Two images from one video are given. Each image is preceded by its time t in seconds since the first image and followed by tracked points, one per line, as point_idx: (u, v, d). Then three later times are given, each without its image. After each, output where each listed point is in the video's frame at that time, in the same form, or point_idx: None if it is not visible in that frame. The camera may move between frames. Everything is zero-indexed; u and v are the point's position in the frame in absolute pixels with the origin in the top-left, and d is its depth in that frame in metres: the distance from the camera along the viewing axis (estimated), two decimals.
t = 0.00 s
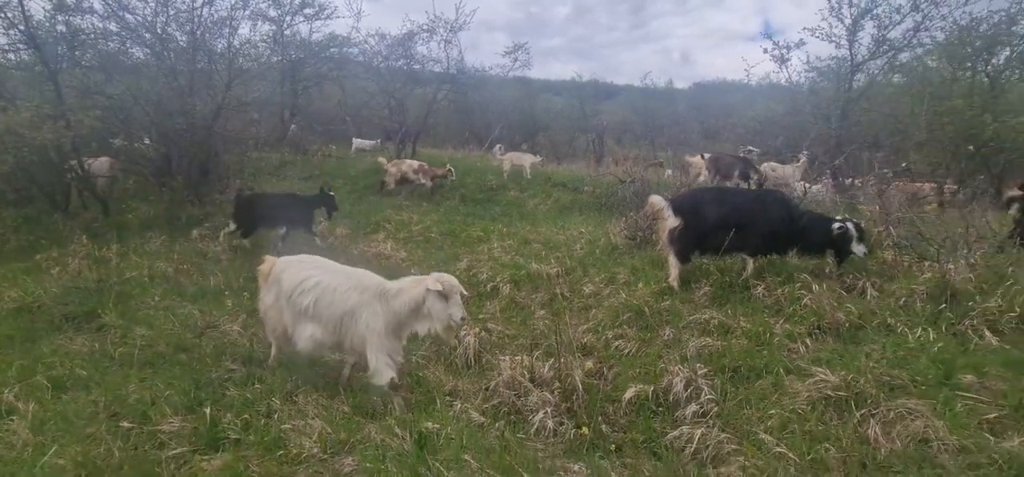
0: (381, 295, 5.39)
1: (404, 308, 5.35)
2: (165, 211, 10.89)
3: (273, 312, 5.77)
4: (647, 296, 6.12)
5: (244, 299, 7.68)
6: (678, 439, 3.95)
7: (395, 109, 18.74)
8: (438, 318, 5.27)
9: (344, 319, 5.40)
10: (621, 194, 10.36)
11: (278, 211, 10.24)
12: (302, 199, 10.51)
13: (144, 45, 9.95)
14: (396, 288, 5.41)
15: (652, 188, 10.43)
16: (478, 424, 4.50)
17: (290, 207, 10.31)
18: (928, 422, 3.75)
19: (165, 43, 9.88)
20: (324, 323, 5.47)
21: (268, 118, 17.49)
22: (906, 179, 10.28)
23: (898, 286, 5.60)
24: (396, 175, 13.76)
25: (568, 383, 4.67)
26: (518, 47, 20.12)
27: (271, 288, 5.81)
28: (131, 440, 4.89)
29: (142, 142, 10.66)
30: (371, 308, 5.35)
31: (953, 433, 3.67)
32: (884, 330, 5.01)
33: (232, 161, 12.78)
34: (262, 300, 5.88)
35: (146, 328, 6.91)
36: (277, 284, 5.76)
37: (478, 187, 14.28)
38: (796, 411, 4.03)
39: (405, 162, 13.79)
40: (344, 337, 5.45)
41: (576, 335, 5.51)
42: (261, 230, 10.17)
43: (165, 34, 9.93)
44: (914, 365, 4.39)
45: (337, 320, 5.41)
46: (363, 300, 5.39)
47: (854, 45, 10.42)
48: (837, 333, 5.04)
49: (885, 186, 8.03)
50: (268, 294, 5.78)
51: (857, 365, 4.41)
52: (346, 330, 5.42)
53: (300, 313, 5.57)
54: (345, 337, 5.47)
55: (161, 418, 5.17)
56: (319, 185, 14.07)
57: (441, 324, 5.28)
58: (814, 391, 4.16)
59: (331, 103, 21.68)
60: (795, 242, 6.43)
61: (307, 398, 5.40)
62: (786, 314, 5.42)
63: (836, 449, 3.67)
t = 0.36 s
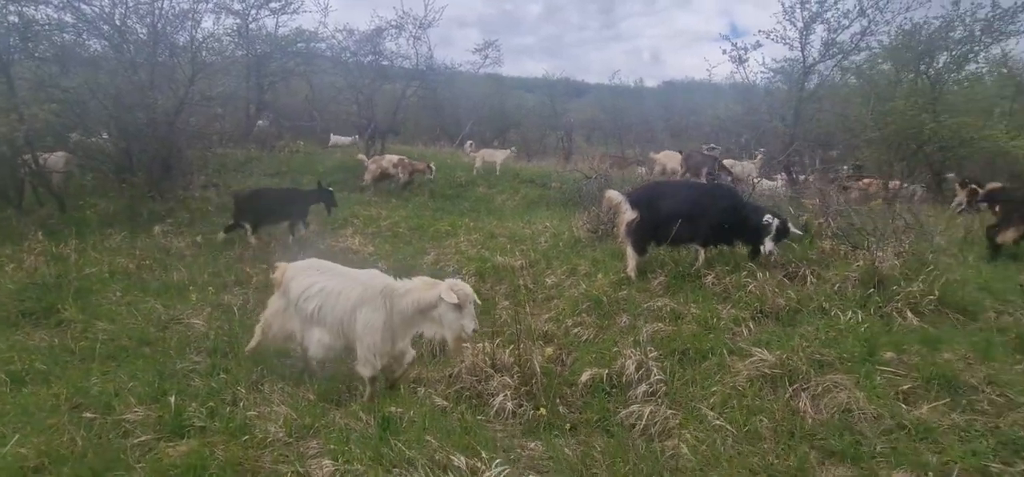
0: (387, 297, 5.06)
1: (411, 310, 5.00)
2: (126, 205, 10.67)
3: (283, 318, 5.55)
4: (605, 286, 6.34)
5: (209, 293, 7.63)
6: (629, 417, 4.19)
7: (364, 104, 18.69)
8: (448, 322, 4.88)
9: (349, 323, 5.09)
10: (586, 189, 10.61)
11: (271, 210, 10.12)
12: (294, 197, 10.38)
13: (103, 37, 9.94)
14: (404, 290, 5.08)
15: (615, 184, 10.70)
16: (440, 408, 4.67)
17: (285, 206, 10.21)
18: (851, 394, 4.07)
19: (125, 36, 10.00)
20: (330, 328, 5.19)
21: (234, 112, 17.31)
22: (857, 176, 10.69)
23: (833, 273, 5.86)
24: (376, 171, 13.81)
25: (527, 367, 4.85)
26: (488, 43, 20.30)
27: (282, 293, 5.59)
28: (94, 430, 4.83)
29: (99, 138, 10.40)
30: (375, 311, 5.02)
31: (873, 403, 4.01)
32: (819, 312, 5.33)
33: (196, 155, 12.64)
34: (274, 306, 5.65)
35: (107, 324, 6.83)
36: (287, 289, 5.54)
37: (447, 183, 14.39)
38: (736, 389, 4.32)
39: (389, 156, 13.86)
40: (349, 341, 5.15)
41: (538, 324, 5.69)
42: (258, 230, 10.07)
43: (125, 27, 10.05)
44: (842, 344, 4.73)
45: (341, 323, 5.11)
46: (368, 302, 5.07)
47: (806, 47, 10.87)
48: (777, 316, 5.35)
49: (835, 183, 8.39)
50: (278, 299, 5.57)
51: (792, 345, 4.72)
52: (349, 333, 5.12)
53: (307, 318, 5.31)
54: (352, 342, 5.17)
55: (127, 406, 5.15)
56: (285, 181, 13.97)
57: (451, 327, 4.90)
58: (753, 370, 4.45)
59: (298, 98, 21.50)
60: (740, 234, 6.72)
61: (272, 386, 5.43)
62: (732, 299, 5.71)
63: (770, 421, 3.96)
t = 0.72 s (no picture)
0: (383, 301, 4.74)
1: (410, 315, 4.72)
2: (57, 200, 9.92)
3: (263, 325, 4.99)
4: (553, 280, 6.55)
5: (150, 293, 7.40)
6: (571, 403, 4.50)
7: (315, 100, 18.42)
8: (443, 323, 4.70)
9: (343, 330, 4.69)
10: (538, 187, 10.83)
11: (247, 205, 10.28)
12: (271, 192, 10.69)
13: (28, 22, 9.70)
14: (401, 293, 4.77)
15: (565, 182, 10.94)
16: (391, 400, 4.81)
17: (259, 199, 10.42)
18: (771, 375, 4.47)
19: (53, 22, 9.70)
20: (322, 334, 4.75)
21: (177, 105, 16.78)
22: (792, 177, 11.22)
23: (760, 265, 6.22)
24: (336, 166, 13.85)
25: (475, 358, 5.01)
26: (441, 40, 20.38)
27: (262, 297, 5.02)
28: (27, 432, 4.60)
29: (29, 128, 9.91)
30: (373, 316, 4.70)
31: (789, 382, 4.41)
32: (748, 302, 5.69)
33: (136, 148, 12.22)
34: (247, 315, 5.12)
35: (38, 324, 6.50)
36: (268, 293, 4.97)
37: (401, 180, 14.40)
38: (670, 374, 4.65)
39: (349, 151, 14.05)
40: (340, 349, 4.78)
41: (488, 317, 5.86)
42: (235, 227, 10.18)
43: (55, 13, 9.74)
44: (764, 330, 5.10)
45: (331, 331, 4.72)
46: (364, 306, 4.72)
47: (745, 53, 11.34)
48: (709, 306, 5.69)
49: (773, 183, 8.82)
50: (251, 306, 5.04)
51: (722, 332, 5.07)
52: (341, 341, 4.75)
53: (294, 324, 4.83)
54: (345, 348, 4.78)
55: (63, 407, 4.96)
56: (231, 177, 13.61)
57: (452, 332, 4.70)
58: (685, 356, 4.79)
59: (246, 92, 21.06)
60: (677, 229, 7.13)
61: (217, 385, 5.34)
62: (671, 291, 6.02)
63: (698, 401, 4.33)
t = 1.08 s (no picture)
0: (378, 309, 4.51)
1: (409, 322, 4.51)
2: None
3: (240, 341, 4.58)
4: (492, 277, 6.69)
5: (60, 297, 6.63)
6: (507, 397, 4.64)
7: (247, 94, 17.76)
8: (445, 329, 4.54)
9: (335, 341, 4.41)
10: (478, 186, 10.93)
11: (208, 201, 9.95)
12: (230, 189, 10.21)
13: None
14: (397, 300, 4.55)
15: (505, 182, 11.04)
16: (324, 400, 4.78)
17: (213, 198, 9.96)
18: (694, 365, 4.75)
19: None
20: (313, 344, 4.42)
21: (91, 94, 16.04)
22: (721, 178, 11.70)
23: (686, 261, 6.56)
24: (279, 162, 13.85)
25: (412, 358, 5.10)
26: (382, 36, 20.28)
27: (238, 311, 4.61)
28: None
29: None
30: (367, 325, 4.44)
31: (707, 370, 4.72)
32: (673, 296, 5.97)
33: (44, 141, 11.45)
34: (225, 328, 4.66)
35: None
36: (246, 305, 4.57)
37: (340, 178, 14.20)
38: (600, 366, 4.89)
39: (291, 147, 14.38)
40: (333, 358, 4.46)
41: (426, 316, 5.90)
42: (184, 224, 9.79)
43: None
44: (687, 322, 5.38)
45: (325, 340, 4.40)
46: (357, 315, 4.46)
47: (677, 58, 11.77)
48: (639, 300, 5.96)
49: (701, 184, 9.21)
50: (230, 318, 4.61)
51: (648, 324, 5.34)
52: (335, 349, 4.43)
53: (278, 339, 4.46)
54: (334, 361, 4.47)
55: None
56: (153, 174, 12.91)
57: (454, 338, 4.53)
58: (614, 348, 5.04)
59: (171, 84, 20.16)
60: (611, 229, 7.38)
61: (139, 391, 4.88)
62: (605, 286, 6.25)
63: (625, 390, 4.62)
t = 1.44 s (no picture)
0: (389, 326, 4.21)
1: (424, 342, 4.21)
2: None
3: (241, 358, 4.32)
4: (443, 277, 6.72)
5: None
6: (457, 396, 4.68)
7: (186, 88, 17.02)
8: (464, 354, 4.23)
9: (341, 361, 4.12)
10: (430, 185, 10.92)
11: (174, 197, 9.66)
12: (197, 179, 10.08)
13: None
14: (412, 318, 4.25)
15: (457, 181, 11.02)
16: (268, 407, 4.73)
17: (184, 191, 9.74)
18: (638, 359, 4.90)
19: None
20: (319, 366, 4.14)
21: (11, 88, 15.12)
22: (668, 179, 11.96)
23: (633, 259, 6.76)
24: (228, 160, 13.55)
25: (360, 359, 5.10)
26: (332, 31, 19.98)
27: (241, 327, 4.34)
28: None
29: None
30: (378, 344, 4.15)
31: (651, 363, 4.88)
32: (620, 294, 6.15)
33: None
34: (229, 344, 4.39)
35: None
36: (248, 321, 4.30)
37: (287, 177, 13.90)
38: (549, 363, 4.99)
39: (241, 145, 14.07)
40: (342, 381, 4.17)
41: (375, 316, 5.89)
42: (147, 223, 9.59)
43: None
44: (632, 318, 5.53)
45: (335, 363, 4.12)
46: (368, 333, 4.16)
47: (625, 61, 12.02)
48: (587, 298, 6.12)
49: (648, 184, 9.41)
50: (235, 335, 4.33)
51: (595, 321, 5.45)
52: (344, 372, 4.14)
53: (282, 358, 4.19)
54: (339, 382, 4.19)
55: None
56: (81, 171, 12.25)
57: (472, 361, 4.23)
58: (562, 345, 5.14)
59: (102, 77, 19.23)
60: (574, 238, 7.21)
61: (59, 404, 4.65)
62: (556, 285, 6.40)
63: (572, 386, 4.72)
